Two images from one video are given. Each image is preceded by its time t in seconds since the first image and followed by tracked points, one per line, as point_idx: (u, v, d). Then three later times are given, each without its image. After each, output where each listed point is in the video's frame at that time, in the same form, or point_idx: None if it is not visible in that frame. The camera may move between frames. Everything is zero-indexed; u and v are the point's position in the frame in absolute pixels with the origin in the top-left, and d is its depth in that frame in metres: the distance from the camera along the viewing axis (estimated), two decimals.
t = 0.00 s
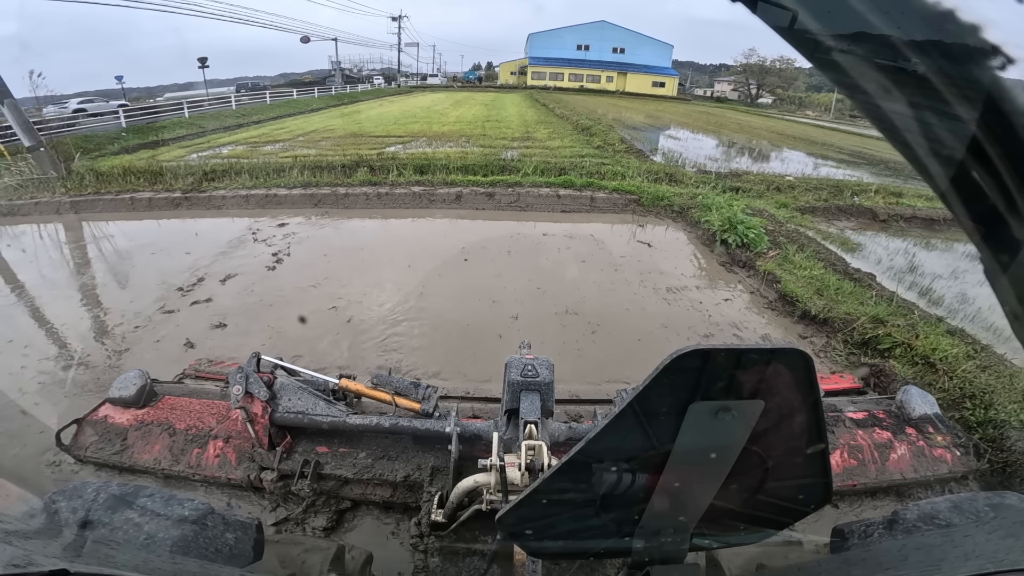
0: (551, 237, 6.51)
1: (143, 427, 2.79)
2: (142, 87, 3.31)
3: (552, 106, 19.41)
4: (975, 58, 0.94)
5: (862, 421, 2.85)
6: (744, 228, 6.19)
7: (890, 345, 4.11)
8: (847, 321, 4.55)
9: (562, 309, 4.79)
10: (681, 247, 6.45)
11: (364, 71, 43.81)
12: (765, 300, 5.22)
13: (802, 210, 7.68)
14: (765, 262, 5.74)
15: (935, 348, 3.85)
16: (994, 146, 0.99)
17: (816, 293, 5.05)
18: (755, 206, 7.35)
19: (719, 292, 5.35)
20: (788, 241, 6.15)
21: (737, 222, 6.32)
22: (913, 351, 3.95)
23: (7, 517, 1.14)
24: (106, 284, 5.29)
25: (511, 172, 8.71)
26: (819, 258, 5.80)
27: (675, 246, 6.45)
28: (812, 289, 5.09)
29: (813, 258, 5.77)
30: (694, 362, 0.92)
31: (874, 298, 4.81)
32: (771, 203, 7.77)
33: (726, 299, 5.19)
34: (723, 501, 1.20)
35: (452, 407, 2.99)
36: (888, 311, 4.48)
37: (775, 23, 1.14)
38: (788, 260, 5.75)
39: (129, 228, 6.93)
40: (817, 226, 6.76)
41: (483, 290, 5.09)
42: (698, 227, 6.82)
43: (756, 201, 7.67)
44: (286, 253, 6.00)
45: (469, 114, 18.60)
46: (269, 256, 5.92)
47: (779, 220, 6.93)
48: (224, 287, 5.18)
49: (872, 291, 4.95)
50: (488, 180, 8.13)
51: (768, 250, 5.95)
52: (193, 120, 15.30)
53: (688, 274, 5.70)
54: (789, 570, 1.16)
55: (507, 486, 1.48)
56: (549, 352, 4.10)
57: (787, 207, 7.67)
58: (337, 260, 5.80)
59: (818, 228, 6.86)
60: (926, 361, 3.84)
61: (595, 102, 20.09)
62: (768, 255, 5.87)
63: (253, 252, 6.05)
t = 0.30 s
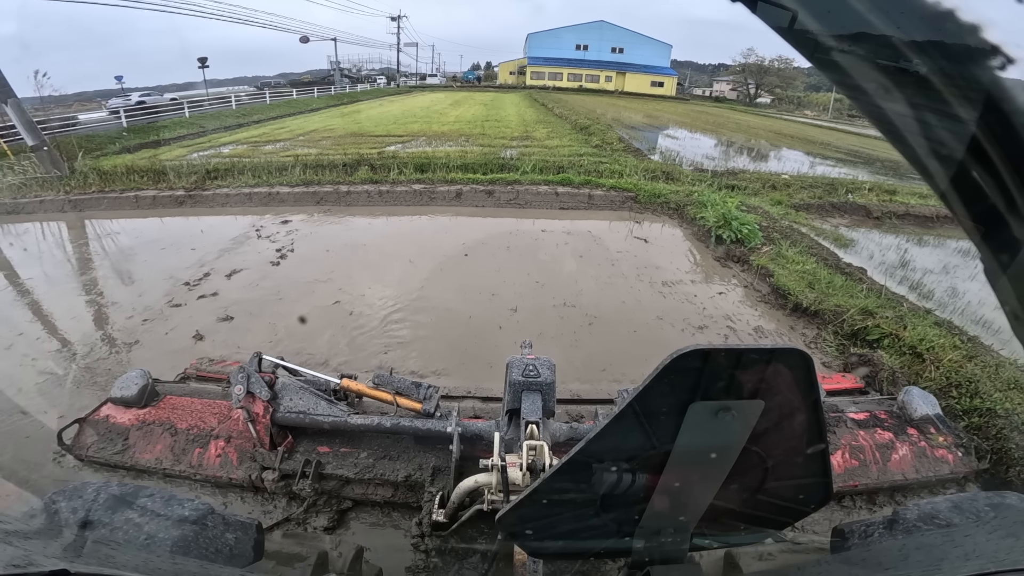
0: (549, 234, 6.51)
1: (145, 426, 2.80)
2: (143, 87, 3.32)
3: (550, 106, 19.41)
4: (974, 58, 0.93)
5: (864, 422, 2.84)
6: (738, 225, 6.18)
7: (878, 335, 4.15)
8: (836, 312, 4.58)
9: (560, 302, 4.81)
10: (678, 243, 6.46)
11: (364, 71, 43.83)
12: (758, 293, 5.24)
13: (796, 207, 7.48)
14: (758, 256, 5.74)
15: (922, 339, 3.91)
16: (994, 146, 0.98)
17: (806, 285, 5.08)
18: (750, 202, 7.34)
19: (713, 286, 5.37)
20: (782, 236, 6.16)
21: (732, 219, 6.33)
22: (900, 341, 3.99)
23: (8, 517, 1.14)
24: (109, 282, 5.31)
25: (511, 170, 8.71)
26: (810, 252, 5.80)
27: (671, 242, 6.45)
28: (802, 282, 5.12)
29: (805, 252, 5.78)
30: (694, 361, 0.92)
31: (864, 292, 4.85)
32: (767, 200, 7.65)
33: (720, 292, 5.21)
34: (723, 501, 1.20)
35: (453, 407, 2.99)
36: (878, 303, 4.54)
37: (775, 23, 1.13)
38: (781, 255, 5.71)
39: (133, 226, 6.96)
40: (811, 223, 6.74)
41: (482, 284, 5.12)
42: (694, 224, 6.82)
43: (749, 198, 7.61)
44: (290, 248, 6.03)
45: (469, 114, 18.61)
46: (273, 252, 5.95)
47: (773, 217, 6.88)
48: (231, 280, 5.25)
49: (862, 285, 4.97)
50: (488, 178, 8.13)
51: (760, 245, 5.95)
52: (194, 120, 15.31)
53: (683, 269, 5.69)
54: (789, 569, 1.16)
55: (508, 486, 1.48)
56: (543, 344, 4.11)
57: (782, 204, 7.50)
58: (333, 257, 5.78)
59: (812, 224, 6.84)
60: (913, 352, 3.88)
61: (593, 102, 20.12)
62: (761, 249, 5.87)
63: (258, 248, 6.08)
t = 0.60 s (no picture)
0: (547, 231, 6.52)
1: (144, 426, 2.79)
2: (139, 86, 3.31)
3: (548, 106, 19.43)
4: (975, 58, 0.93)
5: (862, 422, 2.84)
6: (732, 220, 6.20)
7: (866, 326, 4.18)
8: (826, 304, 4.61)
9: (557, 295, 4.83)
10: (673, 239, 6.47)
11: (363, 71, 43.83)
12: (750, 288, 5.27)
13: (791, 204, 7.50)
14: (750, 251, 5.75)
15: (908, 329, 3.95)
16: (994, 147, 0.98)
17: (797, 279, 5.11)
18: (746, 199, 7.33)
19: (706, 280, 5.39)
20: (774, 232, 6.17)
21: (727, 215, 6.34)
22: (887, 332, 4.05)
23: (7, 517, 1.14)
24: (111, 280, 5.31)
25: (510, 169, 8.71)
26: (802, 247, 5.80)
27: (666, 238, 6.47)
28: (794, 276, 5.15)
29: (798, 247, 5.78)
30: (694, 361, 0.92)
31: (853, 286, 4.86)
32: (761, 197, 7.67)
33: (713, 286, 5.24)
34: (723, 501, 1.20)
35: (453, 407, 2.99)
36: (866, 295, 4.59)
37: (775, 23, 1.13)
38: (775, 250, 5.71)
39: (137, 225, 6.96)
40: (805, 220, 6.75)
41: (482, 278, 5.14)
42: (689, 221, 6.82)
43: (744, 195, 7.61)
44: (294, 245, 6.05)
45: (468, 113, 18.63)
46: (276, 248, 5.96)
47: (768, 214, 6.87)
48: (235, 277, 5.27)
49: (852, 279, 4.98)
50: (487, 176, 8.13)
51: (754, 240, 5.95)
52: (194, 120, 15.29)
53: (678, 265, 5.70)
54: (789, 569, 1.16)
55: (508, 486, 1.47)
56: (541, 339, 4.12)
57: (776, 201, 7.53)
58: (332, 253, 5.77)
59: (807, 221, 6.84)
60: (901, 342, 3.92)
61: (591, 102, 20.15)
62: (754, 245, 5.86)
63: (263, 245, 6.09)
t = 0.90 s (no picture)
0: (547, 228, 6.53)
1: (144, 426, 2.80)
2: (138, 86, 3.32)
3: (547, 106, 19.48)
4: (975, 58, 0.93)
5: (862, 423, 2.84)
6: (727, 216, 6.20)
7: (857, 319, 4.26)
8: (819, 298, 4.65)
9: (556, 288, 4.85)
10: (669, 236, 6.49)
11: (362, 71, 43.84)
12: (745, 282, 5.30)
13: (787, 202, 7.72)
14: (745, 247, 5.76)
15: (898, 322, 4.01)
16: (994, 147, 0.98)
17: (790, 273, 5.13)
18: (742, 198, 7.35)
19: (702, 275, 5.40)
20: (769, 228, 6.19)
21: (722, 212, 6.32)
22: (877, 324, 4.12)
23: (8, 517, 1.14)
24: (114, 279, 5.32)
25: (510, 167, 8.71)
26: (796, 244, 5.81)
27: (662, 235, 6.48)
28: (786, 270, 5.17)
29: (791, 243, 5.78)
30: (694, 362, 0.92)
31: (844, 280, 4.87)
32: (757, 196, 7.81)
33: (709, 282, 5.25)
34: (723, 501, 1.20)
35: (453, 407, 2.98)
36: (857, 288, 4.62)
37: (775, 23, 1.13)
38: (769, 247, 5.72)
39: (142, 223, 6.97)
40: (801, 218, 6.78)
41: (482, 273, 5.14)
42: (685, 218, 6.82)
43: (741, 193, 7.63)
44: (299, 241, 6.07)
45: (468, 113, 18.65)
46: (281, 245, 5.98)
47: (763, 212, 6.87)
48: (243, 271, 5.30)
49: (843, 274, 4.99)
50: (487, 175, 8.13)
51: (748, 237, 5.96)
52: (195, 120, 15.28)
53: (674, 260, 5.71)
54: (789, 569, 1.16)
55: (508, 486, 1.47)
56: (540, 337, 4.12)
57: (773, 200, 7.71)
58: (332, 250, 5.77)
59: (801, 219, 6.87)
60: (889, 333, 4.01)
61: (591, 102, 20.19)
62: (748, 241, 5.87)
63: (267, 242, 6.11)
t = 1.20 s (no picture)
0: (546, 225, 6.53)
1: (144, 426, 2.79)
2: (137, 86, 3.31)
3: (547, 107, 19.52)
4: (975, 58, 0.93)
5: (861, 423, 2.84)
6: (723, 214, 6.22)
7: (847, 313, 4.28)
8: (811, 292, 4.67)
9: (554, 283, 4.86)
10: (666, 233, 6.50)
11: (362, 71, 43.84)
12: (741, 278, 5.31)
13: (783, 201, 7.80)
14: (740, 244, 5.77)
15: (887, 315, 4.04)
16: (994, 146, 0.98)
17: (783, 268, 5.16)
18: (738, 196, 7.37)
19: (697, 271, 5.40)
20: (765, 225, 6.21)
21: (718, 210, 6.33)
22: (868, 318, 4.14)
23: (8, 517, 1.14)
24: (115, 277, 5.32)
25: (510, 166, 8.72)
26: (792, 241, 5.82)
27: (659, 232, 6.50)
28: (780, 265, 5.20)
29: (786, 240, 5.78)
30: (694, 362, 0.92)
31: (837, 276, 4.87)
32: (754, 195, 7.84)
33: (705, 277, 5.26)
34: (723, 501, 1.20)
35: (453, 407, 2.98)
36: (850, 283, 4.64)
37: (775, 22, 1.13)
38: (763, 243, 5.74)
39: (146, 220, 6.98)
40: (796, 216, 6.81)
41: (481, 269, 5.14)
42: (683, 216, 6.83)
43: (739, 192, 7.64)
44: (302, 237, 6.08)
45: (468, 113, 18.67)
46: (285, 241, 5.98)
47: (758, 209, 6.91)
48: (243, 269, 5.30)
49: (837, 270, 5.00)
50: (487, 174, 8.13)
51: (744, 235, 5.98)
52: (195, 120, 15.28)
53: (671, 257, 5.72)
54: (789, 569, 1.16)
55: (508, 486, 1.48)
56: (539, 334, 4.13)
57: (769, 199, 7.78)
58: (333, 248, 5.77)
59: (796, 217, 6.89)
60: (879, 326, 4.04)
61: (590, 102, 20.20)
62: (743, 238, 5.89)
63: (269, 238, 6.12)
